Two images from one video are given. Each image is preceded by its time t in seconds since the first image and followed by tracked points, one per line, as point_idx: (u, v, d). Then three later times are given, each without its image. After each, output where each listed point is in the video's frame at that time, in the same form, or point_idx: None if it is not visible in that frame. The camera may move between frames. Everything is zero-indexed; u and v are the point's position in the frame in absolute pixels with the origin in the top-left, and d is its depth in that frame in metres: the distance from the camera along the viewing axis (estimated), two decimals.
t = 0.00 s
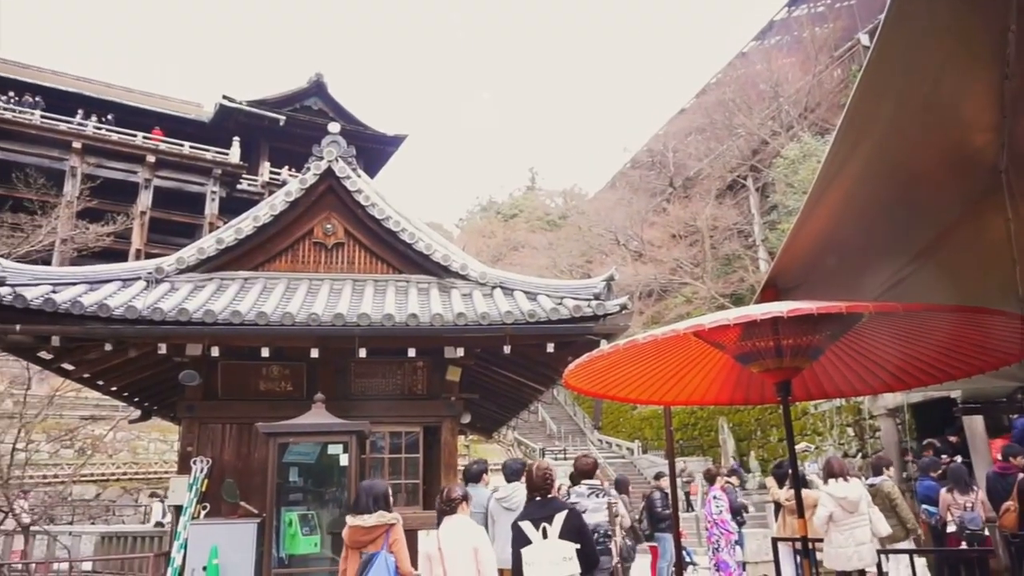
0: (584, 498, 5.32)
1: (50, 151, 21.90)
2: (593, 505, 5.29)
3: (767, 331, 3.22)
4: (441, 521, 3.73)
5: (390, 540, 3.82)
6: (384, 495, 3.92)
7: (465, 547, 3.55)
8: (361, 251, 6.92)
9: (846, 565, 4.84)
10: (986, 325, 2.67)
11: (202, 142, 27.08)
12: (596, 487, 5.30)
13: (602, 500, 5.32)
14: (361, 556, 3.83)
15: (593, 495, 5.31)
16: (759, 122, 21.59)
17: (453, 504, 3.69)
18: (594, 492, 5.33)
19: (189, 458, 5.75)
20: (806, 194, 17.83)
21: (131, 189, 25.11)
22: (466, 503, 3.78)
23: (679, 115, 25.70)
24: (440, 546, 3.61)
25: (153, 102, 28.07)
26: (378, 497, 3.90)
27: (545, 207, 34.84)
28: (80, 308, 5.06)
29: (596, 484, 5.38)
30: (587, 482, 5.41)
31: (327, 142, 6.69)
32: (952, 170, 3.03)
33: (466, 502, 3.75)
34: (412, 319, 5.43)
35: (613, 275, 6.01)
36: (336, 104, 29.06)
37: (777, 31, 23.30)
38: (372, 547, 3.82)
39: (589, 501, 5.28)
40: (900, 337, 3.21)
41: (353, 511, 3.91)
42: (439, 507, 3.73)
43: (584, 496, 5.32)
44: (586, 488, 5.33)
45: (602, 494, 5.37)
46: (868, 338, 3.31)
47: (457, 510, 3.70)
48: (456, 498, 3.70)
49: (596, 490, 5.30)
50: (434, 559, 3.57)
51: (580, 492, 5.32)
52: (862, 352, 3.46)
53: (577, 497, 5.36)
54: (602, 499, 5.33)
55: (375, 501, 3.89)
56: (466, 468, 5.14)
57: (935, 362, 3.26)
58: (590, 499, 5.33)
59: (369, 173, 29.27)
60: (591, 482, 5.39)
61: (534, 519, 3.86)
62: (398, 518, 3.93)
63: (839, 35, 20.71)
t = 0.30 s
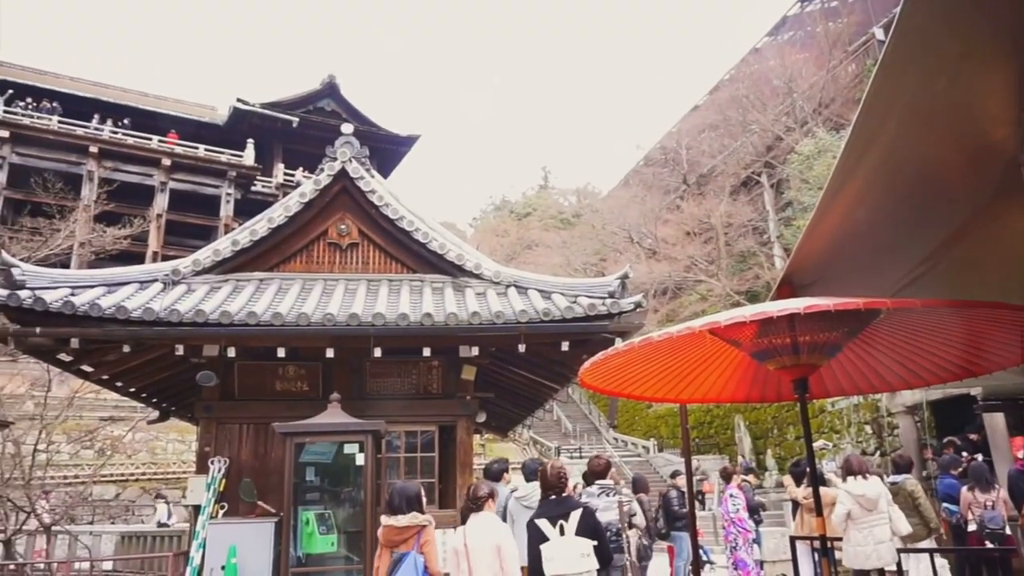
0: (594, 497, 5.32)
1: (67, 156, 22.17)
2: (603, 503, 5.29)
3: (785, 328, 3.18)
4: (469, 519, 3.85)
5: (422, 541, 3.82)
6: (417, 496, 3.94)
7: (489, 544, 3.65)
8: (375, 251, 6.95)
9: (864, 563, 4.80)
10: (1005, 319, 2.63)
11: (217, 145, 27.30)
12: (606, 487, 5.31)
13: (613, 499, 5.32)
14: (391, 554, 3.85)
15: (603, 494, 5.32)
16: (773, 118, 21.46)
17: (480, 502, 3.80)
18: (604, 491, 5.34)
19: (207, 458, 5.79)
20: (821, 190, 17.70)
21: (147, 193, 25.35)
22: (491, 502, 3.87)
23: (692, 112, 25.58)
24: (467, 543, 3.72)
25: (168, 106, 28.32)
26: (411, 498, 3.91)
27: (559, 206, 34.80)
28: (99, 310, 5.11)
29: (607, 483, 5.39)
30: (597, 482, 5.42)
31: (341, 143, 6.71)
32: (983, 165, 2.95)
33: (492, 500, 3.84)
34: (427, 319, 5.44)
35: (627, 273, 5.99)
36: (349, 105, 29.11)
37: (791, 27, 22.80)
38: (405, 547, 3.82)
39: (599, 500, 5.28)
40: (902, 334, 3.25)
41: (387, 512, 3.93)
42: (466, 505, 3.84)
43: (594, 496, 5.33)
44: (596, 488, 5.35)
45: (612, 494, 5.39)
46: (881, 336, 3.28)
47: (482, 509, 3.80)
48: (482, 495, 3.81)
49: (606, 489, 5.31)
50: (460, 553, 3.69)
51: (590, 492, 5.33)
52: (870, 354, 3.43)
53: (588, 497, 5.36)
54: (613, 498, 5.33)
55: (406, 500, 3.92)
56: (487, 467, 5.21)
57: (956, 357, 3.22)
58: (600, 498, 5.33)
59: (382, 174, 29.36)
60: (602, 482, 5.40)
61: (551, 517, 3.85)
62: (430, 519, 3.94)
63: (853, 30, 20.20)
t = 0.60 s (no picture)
0: (610, 496, 5.29)
1: (89, 161, 22.54)
2: (619, 502, 5.25)
3: (804, 325, 3.15)
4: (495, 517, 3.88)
5: (456, 536, 3.85)
6: (455, 491, 3.95)
7: (514, 542, 3.66)
8: (392, 252, 6.98)
9: (887, 562, 4.75)
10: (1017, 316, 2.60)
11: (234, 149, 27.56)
12: (620, 485, 5.25)
13: (629, 497, 5.27)
14: (427, 547, 3.90)
15: (619, 493, 5.27)
16: (790, 113, 21.27)
17: (505, 501, 3.82)
18: (620, 489, 5.29)
19: (228, 459, 5.84)
20: (840, 185, 17.52)
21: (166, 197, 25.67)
22: (516, 501, 3.88)
23: (708, 109, 25.42)
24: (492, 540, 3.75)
25: (186, 111, 28.65)
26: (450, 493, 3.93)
27: (574, 205, 34.74)
28: (121, 314, 5.17)
29: (622, 481, 5.33)
30: (612, 480, 5.36)
31: (357, 145, 6.74)
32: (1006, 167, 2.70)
33: (518, 499, 3.85)
34: (444, 319, 5.45)
35: (644, 272, 5.97)
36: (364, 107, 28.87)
37: (807, 22, 22.41)
38: (439, 542, 3.86)
39: (615, 499, 5.23)
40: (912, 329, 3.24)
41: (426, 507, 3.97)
42: (491, 503, 3.86)
43: (610, 494, 5.29)
44: (612, 487, 5.30)
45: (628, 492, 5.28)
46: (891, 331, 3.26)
47: (509, 507, 3.82)
48: (508, 494, 3.82)
49: (621, 487, 5.25)
50: (486, 552, 3.72)
51: (606, 490, 5.29)
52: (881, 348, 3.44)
53: (603, 495, 5.32)
54: (628, 496, 5.28)
55: (444, 495, 3.94)
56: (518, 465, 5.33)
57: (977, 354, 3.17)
58: (616, 496, 5.29)
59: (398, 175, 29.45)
60: (618, 481, 5.33)
61: (563, 519, 3.84)
62: (465, 514, 3.97)
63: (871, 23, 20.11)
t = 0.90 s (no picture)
0: (626, 495, 5.27)
1: (106, 166, 22.80)
2: (635, 501, 5.24)
3: (821, 324, 3.11)
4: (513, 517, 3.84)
5: (478, 534, 3.82)
6: (478, 490, 3.84)
7: (533, 541, 3.66)
8: (407, 254, 6.99)
9: (908, 562, 4.70)
10: None
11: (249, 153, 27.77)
12: (636, 485, 5.25)
13: (644, 496, 5.28)
14: (449, 545, 3.85)
15: (635, 492, 5.26)
16: (804, 110, 21.12)
17: (523, 502, 3.81)
18: (636, 489, 5.28)
19: (245, 461, 5.88)
20: (856, 182, 17.37)
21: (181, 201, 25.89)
22: (534, 501, 3.90)
23: (721, 107, 25.29)
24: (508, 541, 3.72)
25: (201, 115, 28.90)
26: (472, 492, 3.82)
27: (588, 205, 34.68)
28: (139, 318, 5.22)
29: (638, 481, 5.33)
30: (628, 480, 5.37)
31: (371, 148, 6.76)
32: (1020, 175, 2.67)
33: (535, 500, 3.86)
34: (459, 321, 5.45)
35: (659, 272, 5.94)
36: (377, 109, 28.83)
37: (821, 18, 22.29)
38: (461, 540, 3.81)
39: (632, 499, 5.21)
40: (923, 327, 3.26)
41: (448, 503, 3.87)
42: (510, 503, 3.85)
43: (626, 494, 5.26)
44: (627, 486, 5.29)
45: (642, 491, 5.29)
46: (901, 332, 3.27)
47: (526, 508, 3.80)
48: (526, 495, 3.83)
49: (637, 487, 5.24)
50: (503, 552, 3.70)
51: (621, 490, 5.25)
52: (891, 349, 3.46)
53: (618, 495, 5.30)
54: (644, 496, 5.28)
55: (467, 494, 3.83)
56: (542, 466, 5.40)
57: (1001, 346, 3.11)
58: (632, 496, 5.28)
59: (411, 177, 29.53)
60: (633, 481, 5.34)
61: (576, 516, 3.86)
62: (487, 512, 3.90)
63: (886, 17, 19.91)
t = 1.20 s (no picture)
0: (648, 497, 5.27)
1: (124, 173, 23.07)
2: (658, 503, 5.23)
3: (839, 324, 3.08)
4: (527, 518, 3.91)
5: (501, 534, 3.86)
6: (500, 491, 3.93)
7: (550, 540, 3.70)
8: (421, 256, 7.01)
9: (935, 564, 4.65)
10: None
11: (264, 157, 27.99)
12: (659, 487, 5.24)
13: (667, 499, 5.26)
14: (472, 547, 3.89)
15: (657, 494, 5.25)
16: (819, 109, 20.97)
17: (537, 502, 3.85)
18: (658, 491, 5.27)
19: (263, 464, 5.93)
20: (874, 180, 17.20)
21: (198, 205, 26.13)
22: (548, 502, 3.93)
23: (736, 106, 25.16)
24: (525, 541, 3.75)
25: (216, 121, 29.15)
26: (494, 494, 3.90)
27: (602, 205, 34.61)
28: (158, 322, 5.28)
29: (660, 482, 5.31)
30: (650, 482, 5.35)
31: (385, 151, 6.79)
32: None
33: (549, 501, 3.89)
34: (474, 323, 5.45)
35: (674, 272, 5.91)
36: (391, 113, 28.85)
37: (837, 15, 22.16)
38: (485, 541, 3.85)
39: (654, 501, 5.22)
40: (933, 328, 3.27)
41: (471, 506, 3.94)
42: (524, 504, 3.89)
43: (649, 496, 5.26)
44: (650, 488, 5.29)
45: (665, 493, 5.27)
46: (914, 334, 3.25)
47: (539, 509, 3.85)
48: (540, 497, 3.86)
49: (659, 489, 5.23)
50: (518, 552, 3.72)
51: (644, 492, 5.25)
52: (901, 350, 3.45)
53: (641, 496, 5.30)
54: (667, 498, 5.26)
55: (488, 496, 3.92)
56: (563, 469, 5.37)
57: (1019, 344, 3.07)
58: (655, 498, 5.27)
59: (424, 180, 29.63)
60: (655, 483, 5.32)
61: (599, 519, 3.87)
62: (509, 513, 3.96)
63: (902, 14, 19.77)
